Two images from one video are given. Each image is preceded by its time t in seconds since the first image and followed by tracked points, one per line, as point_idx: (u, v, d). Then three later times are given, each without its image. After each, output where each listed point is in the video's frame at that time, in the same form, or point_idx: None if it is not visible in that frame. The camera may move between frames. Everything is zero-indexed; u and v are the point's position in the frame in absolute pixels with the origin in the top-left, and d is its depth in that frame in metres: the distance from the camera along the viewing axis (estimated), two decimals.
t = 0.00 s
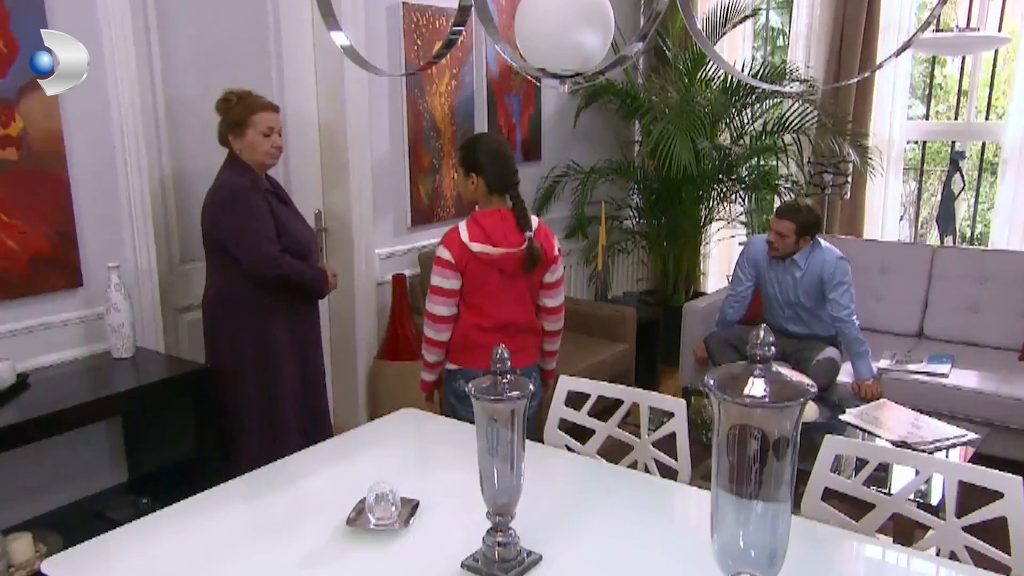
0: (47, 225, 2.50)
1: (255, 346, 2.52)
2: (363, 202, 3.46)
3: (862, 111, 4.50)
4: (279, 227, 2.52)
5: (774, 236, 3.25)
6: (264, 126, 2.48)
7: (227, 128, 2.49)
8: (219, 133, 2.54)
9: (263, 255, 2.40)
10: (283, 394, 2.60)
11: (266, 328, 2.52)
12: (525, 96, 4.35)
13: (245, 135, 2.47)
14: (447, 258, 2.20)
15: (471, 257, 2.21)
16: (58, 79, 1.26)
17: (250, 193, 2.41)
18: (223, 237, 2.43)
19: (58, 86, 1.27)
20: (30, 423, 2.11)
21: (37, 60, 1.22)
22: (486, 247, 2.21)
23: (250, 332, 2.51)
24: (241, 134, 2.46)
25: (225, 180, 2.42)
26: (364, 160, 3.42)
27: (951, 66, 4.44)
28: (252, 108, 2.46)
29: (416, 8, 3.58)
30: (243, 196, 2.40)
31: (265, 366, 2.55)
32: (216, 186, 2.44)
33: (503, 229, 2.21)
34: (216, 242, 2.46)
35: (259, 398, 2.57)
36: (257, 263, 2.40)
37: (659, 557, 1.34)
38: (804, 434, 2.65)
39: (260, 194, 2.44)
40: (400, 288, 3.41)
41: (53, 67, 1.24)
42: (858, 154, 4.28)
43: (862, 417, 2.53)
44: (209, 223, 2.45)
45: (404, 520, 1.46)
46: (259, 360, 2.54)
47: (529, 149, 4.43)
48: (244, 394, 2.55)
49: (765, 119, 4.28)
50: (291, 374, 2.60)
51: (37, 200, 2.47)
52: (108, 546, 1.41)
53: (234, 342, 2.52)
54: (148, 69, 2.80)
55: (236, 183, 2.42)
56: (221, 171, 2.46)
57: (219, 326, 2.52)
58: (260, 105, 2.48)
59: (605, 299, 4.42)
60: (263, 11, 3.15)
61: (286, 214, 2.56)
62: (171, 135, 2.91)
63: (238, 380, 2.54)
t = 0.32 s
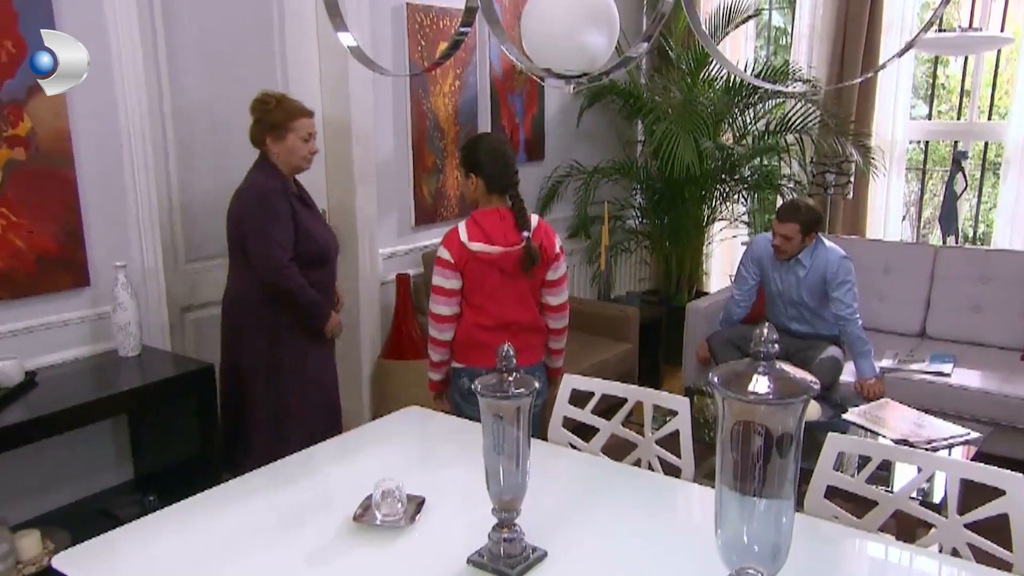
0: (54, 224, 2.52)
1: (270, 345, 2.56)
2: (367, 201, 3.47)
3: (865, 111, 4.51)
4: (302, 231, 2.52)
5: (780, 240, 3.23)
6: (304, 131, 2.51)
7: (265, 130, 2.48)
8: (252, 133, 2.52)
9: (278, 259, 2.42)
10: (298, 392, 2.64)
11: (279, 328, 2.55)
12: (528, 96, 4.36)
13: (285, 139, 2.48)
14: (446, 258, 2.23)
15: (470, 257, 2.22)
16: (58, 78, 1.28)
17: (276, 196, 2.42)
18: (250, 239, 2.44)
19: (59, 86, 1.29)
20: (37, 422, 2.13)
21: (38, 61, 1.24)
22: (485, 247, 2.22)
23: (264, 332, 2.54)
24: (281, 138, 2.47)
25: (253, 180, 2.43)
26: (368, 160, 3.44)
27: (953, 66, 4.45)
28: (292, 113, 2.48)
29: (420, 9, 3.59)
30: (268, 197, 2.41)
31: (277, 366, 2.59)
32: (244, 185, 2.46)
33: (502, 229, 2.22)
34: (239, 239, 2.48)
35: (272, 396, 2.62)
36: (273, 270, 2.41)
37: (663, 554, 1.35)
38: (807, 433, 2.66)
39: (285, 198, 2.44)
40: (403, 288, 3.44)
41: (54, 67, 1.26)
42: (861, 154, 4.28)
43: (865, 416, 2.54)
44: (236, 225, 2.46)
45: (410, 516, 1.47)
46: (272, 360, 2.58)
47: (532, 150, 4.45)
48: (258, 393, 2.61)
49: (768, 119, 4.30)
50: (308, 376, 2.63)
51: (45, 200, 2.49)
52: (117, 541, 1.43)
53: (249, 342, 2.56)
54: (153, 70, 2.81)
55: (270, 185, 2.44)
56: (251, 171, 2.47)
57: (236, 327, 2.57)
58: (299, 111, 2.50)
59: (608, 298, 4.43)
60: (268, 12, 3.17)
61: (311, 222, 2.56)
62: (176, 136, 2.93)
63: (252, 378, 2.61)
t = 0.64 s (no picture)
0: (55, 224, 2.54)
1: (303, 347, 2.61)
2: (365, 202, 3.49)
3: (860, 111, 4.53)
4: (346, 238, 2.54)
5: (778, 241, 3.24)
6: (354, 138, 2.55)
7: (319, 137, 2.50)
8: (300, 138, 2.53)
9: (322, 267, 2.42)
10: (325, 393, 2.68)
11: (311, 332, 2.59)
12: (526, 96, 4.37)
13: (337, 146, 2.51)
14: (442, 257, 2.26)
15: (465, 256, 2.25)
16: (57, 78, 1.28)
17: (323, 203, 2.43)
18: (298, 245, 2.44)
19: (59, 86, 1.29)
20: (39, 420, 2.14)
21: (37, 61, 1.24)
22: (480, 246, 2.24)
23: (299, 336, 2.58)
24: (334, 145, 2.50)
25: (302, 185, 2.44)
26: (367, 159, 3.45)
27: (948, 66, 4.48)
28: (345, 120, 2.51)
29: (419, 9, 3.60)
30: (316, 203, 2.42)
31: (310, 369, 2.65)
32: (290, 190, 2.46)
33: (498, 228, 2.24)
34: (285, 242, 2.48)
35: (301, 398, 2.66)
36: (315, 278, 2.42)
37: (660, 549, 1.37)
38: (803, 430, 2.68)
39: (332, 206, 2.45)
40: (402, 287, 3.45)
41: (54, 67, 1.26)
42: (857, 154, 4.29)
43: (860, 414, 2.56)
44: (282, 230, 2.47)
45: (411, 512, 1.49)
46: (301, 362, 2.62)
47: (530, 149, 4.46)
48: (285, 395, 2.64)
49: (764, 119, 4.30)
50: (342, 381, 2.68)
51: (45, 199, 2.50)
52: (119, 538, 1.44)
53: (282, 345, 2.60)
54: (153, 70, 2.81)
55: (320, 191, 2.45)
56: (299, 176, 2.47)
57: (268, 330, 2.60)
58: (351, 117, 2.53)
59: (605, 298, 4.45)
60: (267, 12, 3.18)
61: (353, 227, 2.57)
62: (176, 136, 2.93)
63: (271, 380, 2.65)
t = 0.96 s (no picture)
0: (45, 223, 2.53)
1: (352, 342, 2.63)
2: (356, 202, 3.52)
3: (847, 111, 4.57)
4: (396, 237, 2.55)
5: (764, 237, 3.27)
6: (409, 136, 2.54)
7: (377, 135, 2.47)
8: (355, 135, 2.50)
9: (375, 263, 2.44)
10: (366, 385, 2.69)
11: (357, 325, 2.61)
12: (516, 95, 4.38)
13: (395, 144, 2.50)
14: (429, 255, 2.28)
15: (450, 255, 2.27)
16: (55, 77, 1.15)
17: (376, 200, 2.43)
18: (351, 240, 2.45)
19: (57, 87, 1.17)
20: (31, 421, 2.14)
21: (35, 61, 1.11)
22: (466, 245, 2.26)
23: (350, 332, 2.60)
24: (393, 144, 2.48)
25: (358, 182, 2.44)
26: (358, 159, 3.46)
27: (934, 66, 4.52)
28: (400, 120, 2.49)
29: (409, 9, 3.61)
30: (371, 201, 2.43)
31: (358, 365, 2.67)
32: (345, 185, 2.46)
33: (483, 229, 2.24)
34: (339, 237, 2.49)
35: (339, 394, 2.67)
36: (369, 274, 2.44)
37: (651, 543, 1.39)
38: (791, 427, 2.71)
39: (385, 204, 2.46)
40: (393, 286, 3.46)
41: (53, 67, 1.14)
42: (844, 154, 4.33)
43: (848, 411, 2.59)
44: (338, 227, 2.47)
45: (404, 509, 1.50)
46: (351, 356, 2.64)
47: (520, 149, 4.47)
48: (332, 390, 2.66)
49: (752, 119, 4.33)
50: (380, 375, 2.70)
51: (35, 199, 2.50)
52: (113, 536, 1.44)
53: (332, 341, 2.61)
54: (144, 70, 2.82)
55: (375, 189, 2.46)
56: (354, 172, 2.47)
57: (314, 325, 2.61)
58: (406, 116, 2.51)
59: (595, 297, 4.46)
60: (258, 12, 3.18)
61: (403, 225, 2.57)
62: (167, 136, 2.94)
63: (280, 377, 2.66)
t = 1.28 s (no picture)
0: (25, 224, 2.52)
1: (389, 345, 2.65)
2: (338, 201, 3.51)
3: (826, 111, 4.62)
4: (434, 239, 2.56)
5: (745, 234, 3.30)
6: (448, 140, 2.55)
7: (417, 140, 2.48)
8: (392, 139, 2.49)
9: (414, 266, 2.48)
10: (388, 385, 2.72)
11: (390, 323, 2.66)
12: (498, 95, 4.40)
13: (433, 150, 2.52)
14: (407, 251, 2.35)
15: (423, 252, 2.31)
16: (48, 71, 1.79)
17: (416, 205, 2.46)
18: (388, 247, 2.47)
19: (65, 87, 1.80)
20: (12, 422, 2.13)
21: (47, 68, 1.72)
22: (439, 243, 2.29)
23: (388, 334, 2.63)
24: (431, 148, 2.50)
25: (396, 185, 2.46)
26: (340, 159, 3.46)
27: (911, 67, 4.58)
28: (436, 124, 2.49)
29: (391, 9, 3.62)
30: (411, 205, 2.45)
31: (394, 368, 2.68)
32: (384, 188, 2.48)
33: (454, 227, 2.26)
34: (379, 240, 2.51)
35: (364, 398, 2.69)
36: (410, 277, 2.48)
37: (635, 539, 1.40)
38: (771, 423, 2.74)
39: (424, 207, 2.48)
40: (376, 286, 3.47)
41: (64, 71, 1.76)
42: (823, 153, 4.38)
43: (827, 407, 2.62)
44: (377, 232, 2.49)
45: (389, 506, 1.51)
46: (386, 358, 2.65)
47: (502, 149, 4.48)
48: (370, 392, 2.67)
49: (733, 119, 4.37)
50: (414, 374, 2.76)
51: (14, 199, 2.48)
52: (97, 535, 1.44)
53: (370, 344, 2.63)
54: (124, 70, 2.81)
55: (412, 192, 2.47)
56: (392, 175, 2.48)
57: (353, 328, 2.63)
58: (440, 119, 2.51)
59: (578, 296, 4.48)
60: (238, 12, 3.18)
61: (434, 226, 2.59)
62: (148, 136, 2.93)
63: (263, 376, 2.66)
